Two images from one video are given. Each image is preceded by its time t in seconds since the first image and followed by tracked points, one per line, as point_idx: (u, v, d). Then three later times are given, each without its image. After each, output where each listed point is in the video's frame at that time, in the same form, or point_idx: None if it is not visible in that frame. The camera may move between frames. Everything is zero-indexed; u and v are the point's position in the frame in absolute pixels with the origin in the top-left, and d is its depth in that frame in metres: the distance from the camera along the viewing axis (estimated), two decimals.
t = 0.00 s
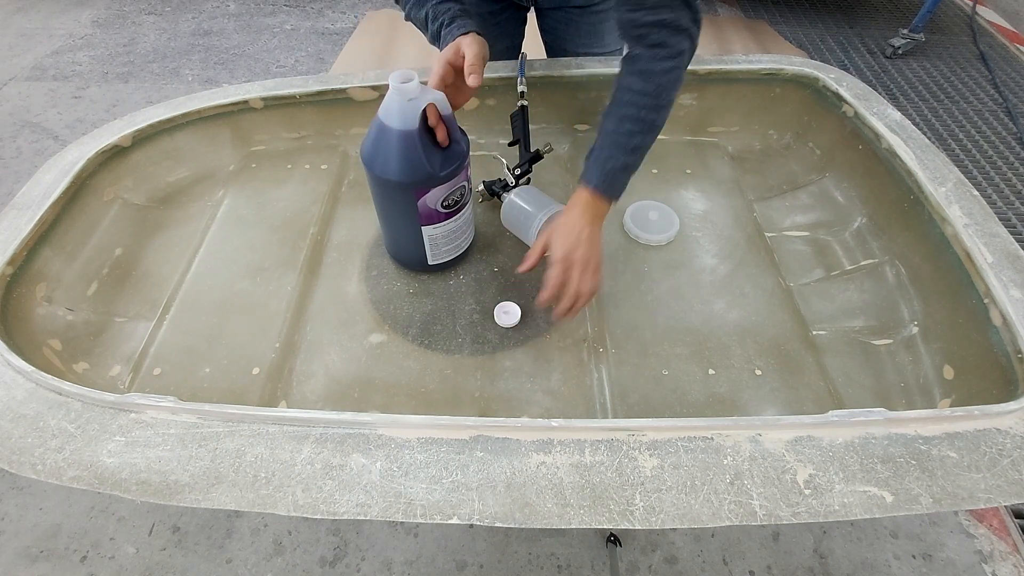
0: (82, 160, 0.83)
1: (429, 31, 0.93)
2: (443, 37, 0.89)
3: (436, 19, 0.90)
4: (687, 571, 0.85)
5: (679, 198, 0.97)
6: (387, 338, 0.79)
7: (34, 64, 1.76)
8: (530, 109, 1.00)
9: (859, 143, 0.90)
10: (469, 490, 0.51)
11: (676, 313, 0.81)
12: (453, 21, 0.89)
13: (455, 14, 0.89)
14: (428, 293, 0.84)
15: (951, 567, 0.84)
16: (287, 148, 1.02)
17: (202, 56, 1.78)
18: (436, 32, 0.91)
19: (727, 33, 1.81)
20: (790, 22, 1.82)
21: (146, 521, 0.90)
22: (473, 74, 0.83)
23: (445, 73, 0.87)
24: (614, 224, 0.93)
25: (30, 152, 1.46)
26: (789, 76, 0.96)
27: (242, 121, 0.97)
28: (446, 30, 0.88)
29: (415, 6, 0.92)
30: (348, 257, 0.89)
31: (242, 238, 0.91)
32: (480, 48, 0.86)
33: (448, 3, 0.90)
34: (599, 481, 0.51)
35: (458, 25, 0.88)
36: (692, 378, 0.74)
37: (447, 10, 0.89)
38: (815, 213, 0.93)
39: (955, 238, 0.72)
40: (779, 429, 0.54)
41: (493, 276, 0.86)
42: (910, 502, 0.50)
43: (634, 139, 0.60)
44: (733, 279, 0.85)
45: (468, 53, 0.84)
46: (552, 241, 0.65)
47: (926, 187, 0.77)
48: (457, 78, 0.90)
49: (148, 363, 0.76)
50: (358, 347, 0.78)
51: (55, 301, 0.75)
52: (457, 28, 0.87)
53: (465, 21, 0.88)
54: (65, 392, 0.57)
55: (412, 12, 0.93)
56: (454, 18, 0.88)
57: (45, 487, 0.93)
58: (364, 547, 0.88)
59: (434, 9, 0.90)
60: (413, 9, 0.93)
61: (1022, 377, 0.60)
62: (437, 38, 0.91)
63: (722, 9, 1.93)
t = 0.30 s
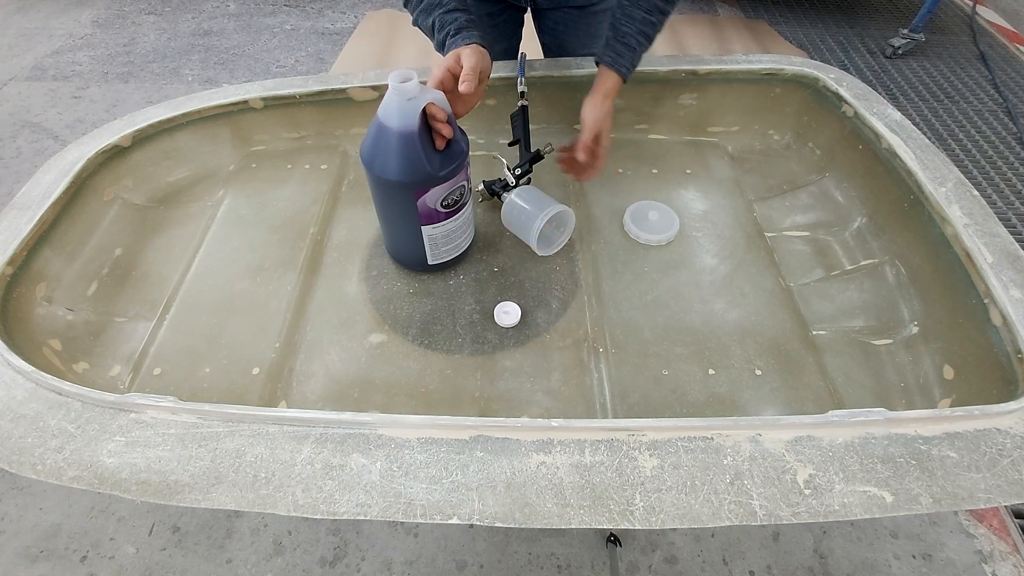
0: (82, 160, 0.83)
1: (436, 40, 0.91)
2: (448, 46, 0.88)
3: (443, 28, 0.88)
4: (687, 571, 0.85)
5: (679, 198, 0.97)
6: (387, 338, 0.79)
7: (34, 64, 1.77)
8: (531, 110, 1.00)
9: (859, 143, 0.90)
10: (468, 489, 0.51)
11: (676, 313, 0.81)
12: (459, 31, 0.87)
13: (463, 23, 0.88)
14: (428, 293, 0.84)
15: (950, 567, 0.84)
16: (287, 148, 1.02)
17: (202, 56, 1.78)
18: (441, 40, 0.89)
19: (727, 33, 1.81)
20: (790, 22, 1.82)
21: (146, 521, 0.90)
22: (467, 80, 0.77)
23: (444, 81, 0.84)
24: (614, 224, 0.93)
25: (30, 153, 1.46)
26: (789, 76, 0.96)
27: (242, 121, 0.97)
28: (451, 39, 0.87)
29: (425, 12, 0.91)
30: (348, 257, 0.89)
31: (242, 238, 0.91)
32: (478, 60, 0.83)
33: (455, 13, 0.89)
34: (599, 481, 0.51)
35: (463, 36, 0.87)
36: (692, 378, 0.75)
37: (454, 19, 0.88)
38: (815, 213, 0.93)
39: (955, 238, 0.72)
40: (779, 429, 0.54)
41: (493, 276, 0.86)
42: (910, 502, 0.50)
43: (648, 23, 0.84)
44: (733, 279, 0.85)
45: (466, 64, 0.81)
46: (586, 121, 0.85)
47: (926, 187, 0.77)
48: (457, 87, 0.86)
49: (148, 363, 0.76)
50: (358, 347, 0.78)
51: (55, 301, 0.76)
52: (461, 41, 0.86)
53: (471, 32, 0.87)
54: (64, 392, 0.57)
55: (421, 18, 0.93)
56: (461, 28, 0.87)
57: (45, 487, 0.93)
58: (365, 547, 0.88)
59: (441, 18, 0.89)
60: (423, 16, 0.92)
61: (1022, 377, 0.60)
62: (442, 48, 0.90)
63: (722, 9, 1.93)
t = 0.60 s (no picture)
0: (82, 160, 0.83)
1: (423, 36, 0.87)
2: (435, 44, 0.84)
3: (432, 24, 0.84)
4: (687, 571, 0.85)
5: (679, 197, 0.97)
6: (387, 338, 0.79)
7: (34, 64, 1.77)
8: (530, 110, 1.00)
9: (859, 143, 0.90)
10: (468, 490, 0.51)
11: (676, 313, 0.81)
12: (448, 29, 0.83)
13: (452, 21, 0.84)
14: (428, 293, 0.84)
15: (950, 567, 0.84)
16: (287, 148, 1.02)
17: (202, 56, 1.78)
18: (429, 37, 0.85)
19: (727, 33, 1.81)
20: (790, 22, 1.82)
21: (146, 521, 0.90)
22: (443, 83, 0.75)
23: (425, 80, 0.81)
24: (614, 224, 0.93)
25: (30, 152, 1.46)
26: (789, 76, 0.96)
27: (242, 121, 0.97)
28: (438, 37, 0.83)
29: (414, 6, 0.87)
30: (348, 257, 0.89)
31: (242, 238, 0.91)
32: (455, 68, 0.80)
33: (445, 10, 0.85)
34: (599, 481, 0.51)
35: (451, 35, 0.83)
36: (692, 378, 0.75)
37: (444, 16, 0.84)
38: (815, 213, 0.93)
39: (955, 238, 0.72)
40: (779, 429, 0.54)
41: (493, 276, 0.86)
42: (910, 502, 0.50)
43: (613, 57, 0.79)
44: (733, 279, 0.85)
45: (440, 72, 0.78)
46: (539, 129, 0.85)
47: (926, 187, 0.77)
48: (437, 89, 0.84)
49: (148, 363, 0.76)
50: (358, 347, 0.78)
51: (55, 301, 0.76)
52: (447, 41, 0.82)
53: (460, 31, 0.83)
54: (64, 392, 0.57)
55: (410, 12, 0.88)
56: (450, 26, 0.83)
57: (45, 487, 0.93)
58: (364, 547, 0.88)
59: (431, 13, 0.85)
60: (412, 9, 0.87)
61: (1022, 377, 0.60)
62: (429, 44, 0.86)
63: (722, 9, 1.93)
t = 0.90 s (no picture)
0: (82, 160, 0.83)
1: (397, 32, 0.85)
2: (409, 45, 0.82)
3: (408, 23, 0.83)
4: (687, 571, 0.85)
5: (679, 197, 0.97)
6: (387, 338, 0.79)
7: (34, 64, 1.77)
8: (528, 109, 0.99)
9: (859, 143, 0.90)
10: (469, 490, 0.51)
11: (676, 313, 0.81)
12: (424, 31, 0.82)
13: (429, 23, 0.83)
14: (428, 293, 0.84)
15: (950, 567, 0.84)
16: (287, 147, 1.01)
17: (202, 56, 1.78)
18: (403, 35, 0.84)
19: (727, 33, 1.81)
20: (790, 22, 1.82)
21: (146, 521, 0.90)
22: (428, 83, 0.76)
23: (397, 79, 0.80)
24: (614, 224, 0.93)
25: (30, 153, 1.46)
26: (789, 76, 0.96)
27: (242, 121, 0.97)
28: (413, 37, 0.82)
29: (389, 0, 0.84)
30: (348, 257, 0.88)
31: (242, 239, 0.91)
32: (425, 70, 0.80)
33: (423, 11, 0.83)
34: (599, 481, 0.51)
35: (426, 36, 0.82)
36: (692, 378, 0.75)
37: (421, 17, 0.83)
38: (815, 213, 0.93)
39: (955, 238, 0.72)
40: (779, 429, 0.54)
41: (493, 276, 0.86)
42: (910, 502, 0.50)
43: (591, 58, 0.78)
44: (733, 279, 0.85)
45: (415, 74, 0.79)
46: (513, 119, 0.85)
47: (926, 187, 0.77)
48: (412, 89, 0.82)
49: (148, 363, 0.76)
50: (358, 347, 0.78)
51: (55, 301, 0.76)
52: (423, 41, 0.81)
53: (436, 34, 0.83)
54: (64, 392, 0.57)
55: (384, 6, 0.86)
56: (427, 27, 0.82)
57: (45, 487, 0.93)
58: (364, 547, 0.88)
59: (407, 12, 0.83)
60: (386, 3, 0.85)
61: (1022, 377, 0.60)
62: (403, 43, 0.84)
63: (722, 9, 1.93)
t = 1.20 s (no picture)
0: (82, 160, 0.82)
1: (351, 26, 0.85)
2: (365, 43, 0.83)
3: (365, 20, 0.83)
4: (687, 571, 0.85)
5: (679, 197, 0.97)
6: (387, 338, 0.79)
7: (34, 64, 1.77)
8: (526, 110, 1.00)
9: (859, 143, 0.90)
10: (469, 490, 0.51)
11: (676, 313, 0.81)
12: (381, 29, 0.83)
13: (386, 21, 0.84)
14: (428, 293, 0.84)
15: (950, 567, 0.84)
16: (287, 147, 1.01)
17: (202, 56, 1.78)
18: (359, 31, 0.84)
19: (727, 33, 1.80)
20: (790, 22, 1.82)
21: (146, 521, 0.90)
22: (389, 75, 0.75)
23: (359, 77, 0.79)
24: (614, 224, 0.93)
25: (29, 153, 1.46)
26: (789, 76, 0.96)
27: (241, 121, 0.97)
28: (370, 35, 0.83)
29: None
30: (348, 256, 0.88)
31: (242, 239, 0.91)
32: (394, 67, 0.81)
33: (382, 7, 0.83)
34: (599, 481, 0.51)
35: (384, 35, 0.83)
36: (692, 378, 0.75)
37: (379, 15, 0.83)
38: (815, 213, 0.93)
39: (955, 238, 0.72)
40: (779, 429, 0.54)
41: (493, 276, 0.86)
42: (910, 502, 0.50)
43: (610, 10, 0.81)
44: (733, 279, 0.85)
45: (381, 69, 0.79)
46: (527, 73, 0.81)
47: (926, 187, 0.77)
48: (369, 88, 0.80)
49: (148, 363, 0.76)
50: (358, 347, 0.78)
51: (55, 301, 0.76)
52: (379, 40, 0.82)
53: (393, 33, 0.84)
54: (64, 392, 0.57)
55: None
56: (385, 25, 0.83)
57: (45, 487, 0.93)
58: (365, 547, 0.88)
59: (364, 7, 0.83)
60: None
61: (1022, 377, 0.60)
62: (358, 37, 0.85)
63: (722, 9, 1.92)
